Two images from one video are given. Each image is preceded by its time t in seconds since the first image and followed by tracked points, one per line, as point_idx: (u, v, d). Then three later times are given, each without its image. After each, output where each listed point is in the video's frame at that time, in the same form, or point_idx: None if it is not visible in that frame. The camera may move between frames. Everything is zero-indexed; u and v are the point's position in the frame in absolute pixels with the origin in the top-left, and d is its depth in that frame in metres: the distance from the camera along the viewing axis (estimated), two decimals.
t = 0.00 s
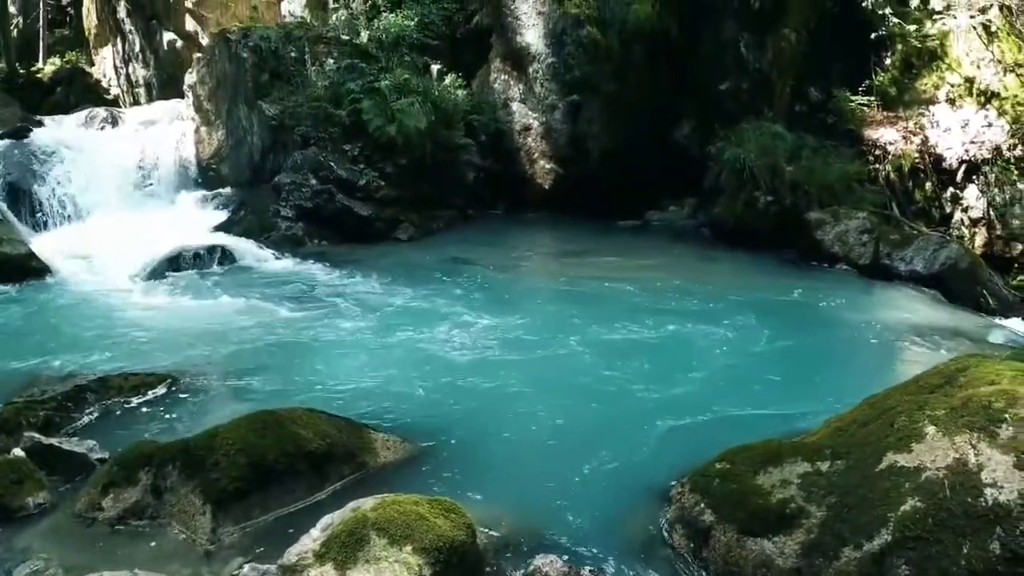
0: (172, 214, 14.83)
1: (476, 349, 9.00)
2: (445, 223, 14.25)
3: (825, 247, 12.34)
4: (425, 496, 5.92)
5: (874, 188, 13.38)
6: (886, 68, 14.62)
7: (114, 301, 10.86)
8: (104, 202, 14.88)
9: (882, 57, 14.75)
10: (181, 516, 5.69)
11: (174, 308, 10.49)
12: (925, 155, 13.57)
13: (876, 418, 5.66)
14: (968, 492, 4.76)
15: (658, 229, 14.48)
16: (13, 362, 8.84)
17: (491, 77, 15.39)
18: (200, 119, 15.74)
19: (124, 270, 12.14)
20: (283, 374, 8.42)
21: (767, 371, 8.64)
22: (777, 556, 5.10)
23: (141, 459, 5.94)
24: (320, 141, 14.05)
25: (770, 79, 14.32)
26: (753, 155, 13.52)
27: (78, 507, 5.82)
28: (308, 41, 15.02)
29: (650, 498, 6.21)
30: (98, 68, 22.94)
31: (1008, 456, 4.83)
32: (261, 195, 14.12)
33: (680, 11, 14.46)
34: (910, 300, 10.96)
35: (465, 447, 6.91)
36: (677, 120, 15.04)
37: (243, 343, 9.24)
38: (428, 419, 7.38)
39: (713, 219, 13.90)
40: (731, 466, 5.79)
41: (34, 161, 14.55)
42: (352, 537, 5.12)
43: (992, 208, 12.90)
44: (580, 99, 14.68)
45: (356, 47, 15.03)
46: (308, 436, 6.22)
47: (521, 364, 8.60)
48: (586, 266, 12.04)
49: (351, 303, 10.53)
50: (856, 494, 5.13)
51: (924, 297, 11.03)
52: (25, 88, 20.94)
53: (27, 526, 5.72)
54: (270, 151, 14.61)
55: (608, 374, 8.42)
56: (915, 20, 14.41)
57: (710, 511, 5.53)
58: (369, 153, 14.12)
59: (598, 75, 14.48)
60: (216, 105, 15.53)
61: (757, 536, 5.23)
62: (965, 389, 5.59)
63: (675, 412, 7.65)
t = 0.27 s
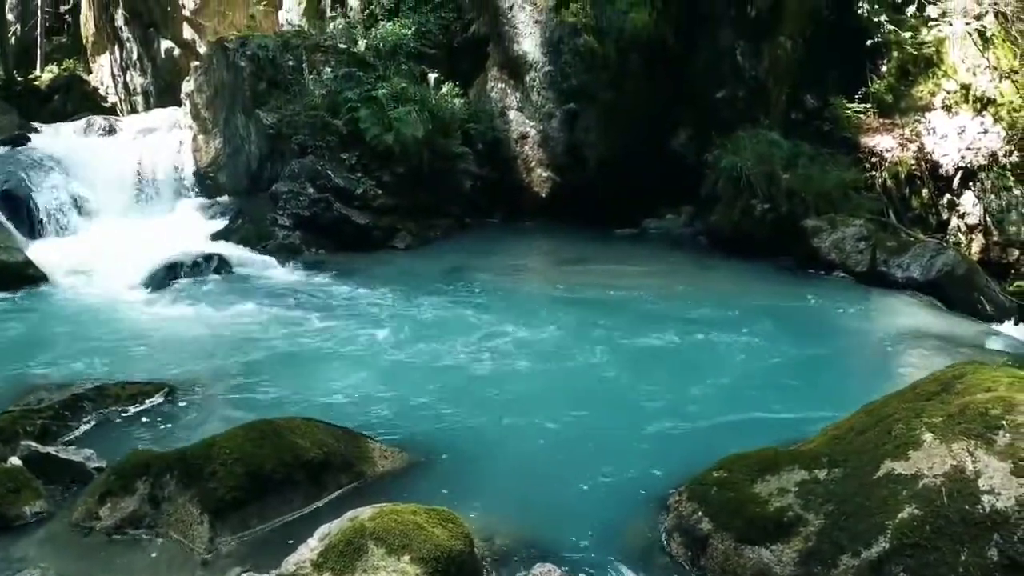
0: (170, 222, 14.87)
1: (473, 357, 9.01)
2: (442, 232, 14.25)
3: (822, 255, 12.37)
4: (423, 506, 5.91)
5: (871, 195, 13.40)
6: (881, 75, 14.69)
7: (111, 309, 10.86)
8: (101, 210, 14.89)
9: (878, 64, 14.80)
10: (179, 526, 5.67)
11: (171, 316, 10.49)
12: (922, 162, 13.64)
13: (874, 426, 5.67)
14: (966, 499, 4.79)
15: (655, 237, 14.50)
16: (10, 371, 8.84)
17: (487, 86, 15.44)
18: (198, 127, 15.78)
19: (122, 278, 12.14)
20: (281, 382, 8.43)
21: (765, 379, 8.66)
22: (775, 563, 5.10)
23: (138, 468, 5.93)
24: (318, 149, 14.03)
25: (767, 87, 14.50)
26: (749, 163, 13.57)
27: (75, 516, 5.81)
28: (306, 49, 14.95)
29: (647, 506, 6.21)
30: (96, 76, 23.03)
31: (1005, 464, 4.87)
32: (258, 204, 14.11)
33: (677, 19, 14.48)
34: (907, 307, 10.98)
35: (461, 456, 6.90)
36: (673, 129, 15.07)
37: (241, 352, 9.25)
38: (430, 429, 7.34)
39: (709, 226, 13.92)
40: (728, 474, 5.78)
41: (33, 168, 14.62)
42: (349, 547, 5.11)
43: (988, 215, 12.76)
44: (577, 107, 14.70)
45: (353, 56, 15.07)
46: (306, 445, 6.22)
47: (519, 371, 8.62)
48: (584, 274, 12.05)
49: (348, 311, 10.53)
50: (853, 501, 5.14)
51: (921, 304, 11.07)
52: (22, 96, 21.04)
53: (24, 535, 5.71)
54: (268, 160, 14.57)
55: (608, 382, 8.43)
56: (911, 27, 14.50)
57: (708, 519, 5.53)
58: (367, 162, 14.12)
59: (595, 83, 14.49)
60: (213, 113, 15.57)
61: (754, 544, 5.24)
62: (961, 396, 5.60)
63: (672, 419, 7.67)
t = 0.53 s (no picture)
0: (167, 231, 14.90)
1: (472, 366, 9.02)
2: (439, 240, 14.25)
3: (819, 262, 12.39)
4: (420, 515, 5.90)
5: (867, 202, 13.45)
6: (878, 82, 14.77)
7: (108, 317, 10.85)
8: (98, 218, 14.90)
9: (874, 71, 14.89)
10: (176, 535, 5.67)
11: (168, 325, 10.49)
12: (918, 168, 13.69)
13: (872, 433, 5.67)
14: (963, 506, 4.80)
15: (652, 245, 14.51)
16: (7, 379, 8.82)
17: (485, 94, 15.50)
18: (195, 135, 15.75)
19: (119, 286, 12.14)
20: (279, 390, 8.43)
21: (763, 386, 8.67)
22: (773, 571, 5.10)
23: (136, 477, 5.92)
24: (314, 158, 14.03)
25: (762, 95, 14.65)
26: (746, 171, 13.59)
27: (73, 525, 5.80)
28: (303, 58, 15.00)
29: (646, 514, 6.21)
30: (94, 84, 23.11)
31: (1002, 470, 4.88)
32: (255, 212, 14.10)
33: (674, 28, 14.59)
34: (904, 314, 10.99)
35: (459, 465, 6.90)
36: (669, 137, 15.09)
37: (239, 360, 9.26)
38: (428, 438, 7.35)
39: (706, 234, 13.94)
40: (726, 482, 5.79)
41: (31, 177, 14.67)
42: (347, 556, 5.10)
43: (984, 221, 12.83)
44: (574, 116, 14.74)
45: (351, 64, 15.17)
46: (304, 454, 6.22)
47: (518, 380, 8.64)
48: (581, 282, 12.05)
49: (345, 320, 10.51)
50: (851, 509, 5.14)
51: (918, 311, 11.10)
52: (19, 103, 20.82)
53: (21, 544, 5.69)
54: (265, 168, 14.56)
55: (606, 390, 8.43)
56: (907, 35, 14.56)
57: (706, 528, 5.53)
58: (364, 170, 14.12)
59: (591, 91, 14.50)
60: (211, 121, 15.54)
61: (752, 552, 5.24)
62: (958, 403, 5.61)
63: (670, 427, 7.68)
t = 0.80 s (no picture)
0: (164, 239, 14.86)
1: (469, 373, 9.03)
2: (436, 249, 14.28)
3: (816, 269, 12.40)
4: (418, 525, 5.89)
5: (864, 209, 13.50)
6: (874, 90, 14.79)
7: (105, 325, 10.83)
8: (97, 227, 14.94)
9: (871, 78, 14.92)
10: (174, 544, 5.66)
11: (165, 333, 10.48)
12: (915, 176, 13.70)
13: (869, 440, 5.67)
14: (960, 513, 4.81)
15: (649, 253, 14.55)
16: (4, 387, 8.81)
17: (482, 103, 15.49)
18: (193, 144, 15.52)
19: (116, 293, 12.12)
20: (276, 399, 8.42)
21: (761, 394, 8.68)
22: None
23: (133, 486, 5.91)
24: (313, 166, 14.14)
25: (759, 103, 14.74)
26: (743, 178, 13.64)
27: (70, 534, 5.79)
28: (300, 66, 15.04)
29: (644, 523, 6.21)
30: (92, 91, 23.19)
31: (999, 477, 4.90)
32: (252, 220, 14.10)
33: (671, 37, 14.67)
34: (902, 321, 11.01)
35: (457, 473, 6.90)
36: (666, 145, 15.12)
37: (236, 368, 9.25)
38: (425, 447, 7.33)
39: (703, 242, 13.96)
40: (723, 490, 5.79)
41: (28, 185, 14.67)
42: (345, 566, 5.08)
43: (980, 227, 12.99)
44: (571, 124, 14.69)
45: (348, 73, 15.23)
46: (301, 463, 6.21)
47: (516, 388, 8.65)
48: (578, 290, 12.05)
49: (343, 330, 10.48)
50: (848, 516, 5.14)
51: (916, 318, 11.12)
52: (17, 111, 20.73)
53: (18, 552, 5.68)
54: (263, 176, 14.51)
55: (603, 398, 8.44)
56: (903, 42, 14.62)
57: (704, 536, 5.53)
58: (361, 178, 14.21)
59: (588, 100, 14.50)
60: (208, 130, 15.36)
61: (750, 561, 5.24)
62: (955, 410, 5.62)
63: (668, 434, 7.69)
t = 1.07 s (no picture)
0: (163, 245, 14.91)
1: (466, 380, 9.04)
2: (434, 256, 14.32)
3: (813, 276, 12.42)
4: (415, 532, 5.88)
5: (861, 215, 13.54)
6: (870, 96, 14.83)
7: (103, 332, 10.84)
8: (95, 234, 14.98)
9: (867, 85, 14.94)
10: (172, 552, 5.65)
11: (164, 339, 10.49)
12: (912, 182, 13.77)
13: (867, 446, 5.68)
14: (959, 519, 4.82)
15: (647, 259, 14.61)
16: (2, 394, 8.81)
17: (480, 109, 15.51)
18: (191, 150, 15.83)
19: (114, 299, 12.15)
20: (274, 407, 8.42)
21: (759, 400, 8.69)
22: None
23: (131, 493, 5.90)
24: (310, 173, 14.04)
25: (756, 110, 14.65)
26: (741, 185, 13.67)
27: (67, 541, 5.78)
28: (298, 73, 15.05)
29: (642, 530, 6.22)
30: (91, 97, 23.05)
31: (996, 483, 4.91)
32: (250, 227, 14.12)
33: (667, 44, 14.74)
34: (900, 327, 11.01)
35: (455, 480, 6.90)
36: (664, 152, 15.22)
37: (234, 376, 9.25)
38: (423, 454, 7.34)
39: (701, 248, 14.00)
40: (721, 497, 5.79)
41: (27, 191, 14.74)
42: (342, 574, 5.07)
43: (977, 233, 12.98)
44: (568, 131, 14.73)
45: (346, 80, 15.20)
46: (298, 471, 6.21)
47: (513, 394, 8.66)
48: (575, 297, 12.08)
49: (341, 337, 10.47)
50: (846, 523, 5.15)
51: (914, 324, 11.14)
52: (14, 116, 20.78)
53: (16, 560, 5.67)
54: (260, 183, 14.46)
55: (602, 405, 8.44)
56: (899, 49, 14.68)
57: (702, 543, 5.53)
58: (359, 186, 14.13)
59: (585, 107, 14.55)
60: (206, 136, 15.62)
61: (749, 568, 5.24)
62: (953, 416, 5.63)
63: (666, 441, 7.70)
